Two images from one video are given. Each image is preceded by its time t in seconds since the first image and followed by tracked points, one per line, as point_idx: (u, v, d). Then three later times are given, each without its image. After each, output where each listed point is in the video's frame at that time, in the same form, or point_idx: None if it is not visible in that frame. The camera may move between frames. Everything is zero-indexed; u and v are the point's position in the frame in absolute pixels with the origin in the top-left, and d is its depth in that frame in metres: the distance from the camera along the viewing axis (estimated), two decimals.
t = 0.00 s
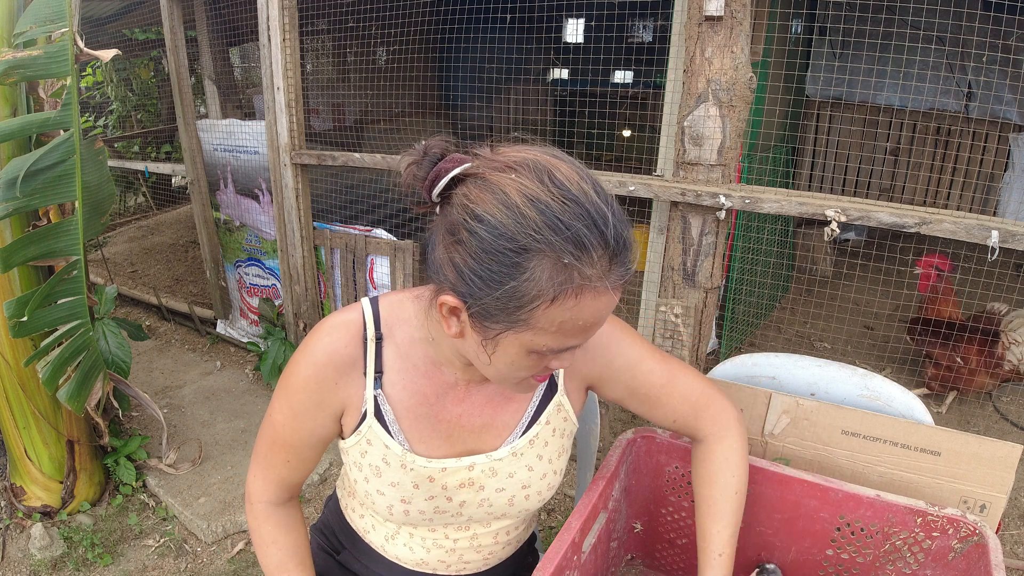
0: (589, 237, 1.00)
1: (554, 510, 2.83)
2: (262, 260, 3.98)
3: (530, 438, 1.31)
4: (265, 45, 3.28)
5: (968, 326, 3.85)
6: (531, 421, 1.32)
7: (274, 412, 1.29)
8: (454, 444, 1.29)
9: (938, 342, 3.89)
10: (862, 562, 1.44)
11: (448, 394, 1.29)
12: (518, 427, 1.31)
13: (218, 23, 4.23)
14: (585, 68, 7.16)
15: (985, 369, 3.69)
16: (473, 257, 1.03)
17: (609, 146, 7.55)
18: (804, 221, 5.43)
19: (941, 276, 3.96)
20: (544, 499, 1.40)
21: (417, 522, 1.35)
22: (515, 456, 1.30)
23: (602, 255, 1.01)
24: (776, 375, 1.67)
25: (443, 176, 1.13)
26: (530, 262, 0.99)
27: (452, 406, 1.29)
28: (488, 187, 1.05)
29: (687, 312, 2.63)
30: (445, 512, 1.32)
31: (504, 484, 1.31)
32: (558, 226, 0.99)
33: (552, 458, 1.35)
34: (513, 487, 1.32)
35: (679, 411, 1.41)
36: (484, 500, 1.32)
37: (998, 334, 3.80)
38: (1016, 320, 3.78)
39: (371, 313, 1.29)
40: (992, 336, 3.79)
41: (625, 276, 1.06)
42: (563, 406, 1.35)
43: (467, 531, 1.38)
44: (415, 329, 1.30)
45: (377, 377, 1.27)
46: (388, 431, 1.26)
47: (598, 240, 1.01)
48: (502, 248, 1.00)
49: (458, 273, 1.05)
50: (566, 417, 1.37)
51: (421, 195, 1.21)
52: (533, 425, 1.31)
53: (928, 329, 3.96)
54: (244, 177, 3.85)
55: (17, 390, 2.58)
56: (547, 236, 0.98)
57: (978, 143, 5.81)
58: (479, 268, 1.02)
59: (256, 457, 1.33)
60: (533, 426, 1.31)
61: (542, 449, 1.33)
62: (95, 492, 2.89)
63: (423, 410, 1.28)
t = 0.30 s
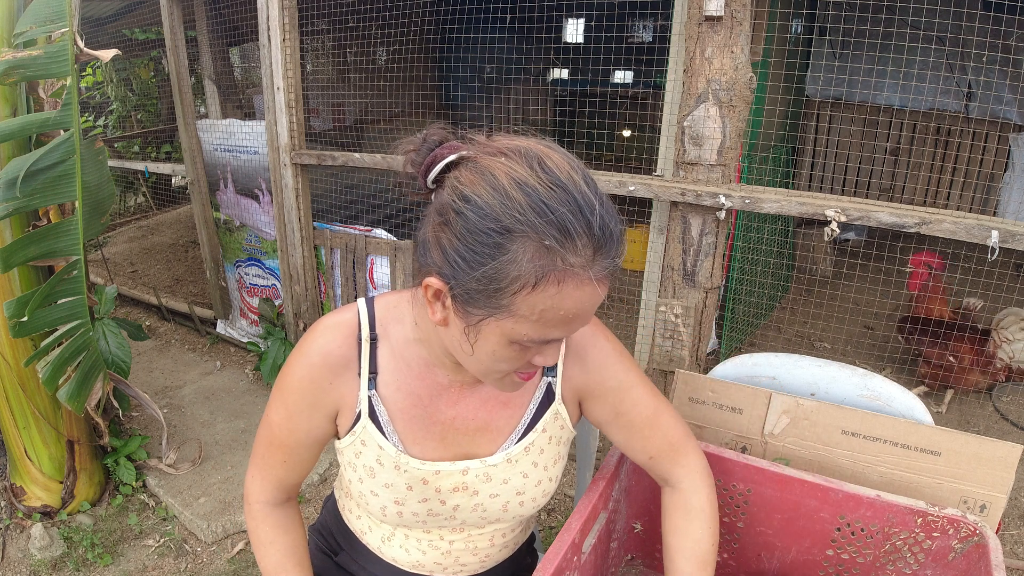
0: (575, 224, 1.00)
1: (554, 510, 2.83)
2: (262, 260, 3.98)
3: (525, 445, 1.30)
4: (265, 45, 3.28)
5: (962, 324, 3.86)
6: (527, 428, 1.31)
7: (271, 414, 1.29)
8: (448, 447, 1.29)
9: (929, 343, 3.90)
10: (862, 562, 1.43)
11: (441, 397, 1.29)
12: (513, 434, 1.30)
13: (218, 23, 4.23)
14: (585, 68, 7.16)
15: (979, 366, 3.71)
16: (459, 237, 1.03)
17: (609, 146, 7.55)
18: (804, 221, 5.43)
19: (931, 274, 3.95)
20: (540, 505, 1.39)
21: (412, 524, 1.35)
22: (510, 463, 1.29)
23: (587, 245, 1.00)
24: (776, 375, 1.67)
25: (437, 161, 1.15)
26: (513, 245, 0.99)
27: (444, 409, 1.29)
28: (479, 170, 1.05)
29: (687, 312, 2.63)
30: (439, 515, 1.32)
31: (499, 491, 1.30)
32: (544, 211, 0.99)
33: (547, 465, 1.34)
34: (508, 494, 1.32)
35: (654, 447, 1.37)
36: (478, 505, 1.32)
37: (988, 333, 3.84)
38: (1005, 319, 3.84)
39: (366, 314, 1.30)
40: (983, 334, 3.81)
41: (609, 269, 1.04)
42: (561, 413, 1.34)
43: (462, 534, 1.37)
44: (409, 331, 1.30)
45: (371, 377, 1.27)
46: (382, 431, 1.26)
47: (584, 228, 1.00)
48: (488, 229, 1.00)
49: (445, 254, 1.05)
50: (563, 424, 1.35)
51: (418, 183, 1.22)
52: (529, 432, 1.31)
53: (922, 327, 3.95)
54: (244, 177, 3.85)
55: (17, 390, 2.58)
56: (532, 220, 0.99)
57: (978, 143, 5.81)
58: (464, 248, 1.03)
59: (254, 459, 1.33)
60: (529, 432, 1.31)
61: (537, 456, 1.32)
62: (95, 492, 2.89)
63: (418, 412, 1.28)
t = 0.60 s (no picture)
0: (547, 184, 1.02)
1: (554, 510, 2.83)
2: (262, 260, 3.98)
3: (520, 432, 1.30)
4: (265, 46, 3.28)
5: (955, 322, 3.88)
6: (521, 415, 1.31)
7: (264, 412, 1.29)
8: (443, 437, 1.28)
9: (924, 343, 3.90)
10: (862, 562, 1.43)
11: (435, 386, 1.30)
12: (507, 421, 1.30)
13: (218, 23, 4.23)
14: (585, 68, 7.17)
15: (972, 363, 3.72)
16: (437, 206, 1.05)
17: (609, 146, 7.55)
18: (804, 221, 5.43)
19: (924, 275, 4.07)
20: (537, 495, 1.38)
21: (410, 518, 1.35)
22: (505, 450, 1.28)
23: (560, 205, 1.01)
24: (777, 375, 1.67)
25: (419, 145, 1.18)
26: (489, 205, 1.00)
27: (438, 398, 1.29)
28: (454, 142, 1.09)
29: (687, 312, 2.63)
30: (436, 506, 1.31)
31: (495, 479, 1.29)
32: (515, 171, 1.02)
33: (543, 453, 1.33)
34: (504, 481, 1.30)
35: (661, 412, 1.39)
36: (475, 495, 1.31)
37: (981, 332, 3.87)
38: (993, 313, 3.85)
39: (359, 309, 1.31)
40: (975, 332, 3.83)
41: (587, 229, 1.04)
42: (554, 399, 1.35)
43: (461, 527, 1.37)
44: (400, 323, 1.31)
45: (365, 369, 1.28)
46: (377, 423, 1.26)
47: (556, 188, 1.02)
48: (464, 192, 1.02)
49: (426, 224, 1.07)
50: (557, 412, 1.36)
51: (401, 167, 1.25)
52: (523, 419, 1.31)
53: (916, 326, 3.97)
54: (244, 177, 3.85)
55: (16, 390, 2.58)
56: (504, 180, 1.01)
57: (978, 143, 5.81)
58: (443, 214, 1.05)
59: (246, 459, 1.33)
60: (523, 419, 1.31)
61: (532, 444, 1.32)
62: (95, 492, 2.89)
63: (412, 403, 1.28)
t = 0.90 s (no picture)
0: (477, 123, 1.13)
1: (554, 510, 2.83)
2: (262, 260, 3.98)
3: (508, 402, 1.34)
4: (265, 46, 3.28)
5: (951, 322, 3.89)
6: (507, 385, 1.35)
7: (274, 409, 1.18)
8: (436, 413, 1.31)
9: (916, 342, 3.90)
10: (862, 562, 1.43)
11: (425, 363, 1.34)
12: (495, 392, 1.35)
13: (218, 23, 4.23)
14: (585, 68, 7.17)
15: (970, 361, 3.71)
16: (387, 166, 1.18)
17: (609, 146, 7.54)
18: (804, 221, 5.43)
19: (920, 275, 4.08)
20: (529, 468, 1.40)
21: (406, 502, 1.36)
22: (496, 420, 1.31)
23: (490, 137, 1.12)
24: (776, 375, 1.67)
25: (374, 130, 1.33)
26: (428, 147, 1.12)
27: (429, 374, 1.34)
28: (394, 109, 1.22)
29: (687, 312, 2.62)
30: (434, 482, 1.31)
31: (488, 450, 1.31)
32: (447, 118, 1.14)
33: (532, 424, 1.37)
34: (497, 452, 1.32)
35: (648, 347, 1.46)
36: (470, 468, 1.31)
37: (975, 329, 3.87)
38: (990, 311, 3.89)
39: (348, 296, 1.36)
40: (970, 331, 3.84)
41: (521, 158, 1.13)
42: (537, 369, 1.40)
43: (457, 510, 1.38)
44: (388, 306, 1.36)
45: (363, 350, 1.30)
46: (375, 402, 1.28)
47: (485, 125, 1.13)
48: (406, 142, 1.15)
49: (385, 185, 1.20)
50: (542, 382, 1.41)
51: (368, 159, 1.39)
52: (510, 389, 1.35)
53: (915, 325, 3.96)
54: (244, 177, 3.85)
55: (16, 390, 2.58)
56: (437, 124, 1.13)
57: (978, 143, 5.81)
58: (393, 170, 1.17)
59: (258, 476, 1.13)
60: (510, 389, 1.35)
61: (521, 414, 1.35)
62: (95, 492, 2.89)
63: (405, 380, 1.32)
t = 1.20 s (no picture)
0: (468, 101, 1.21)
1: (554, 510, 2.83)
2: (262, 260, 3.98)
3: (507, 381, 1.37)
4: (265, 46, 3.28)
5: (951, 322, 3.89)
6: (506, 365, 1.39)
7: (307, 390, 1.15)
8: (441, 394, 1.33)
9: (913, 342, 3.90)
10: (862, 562, 1.43)
11: (428, 346, 1.37)
12: (494, 372, 1.38)
13: (218, 23, 4.23)
14: (585, 68, 7.18)
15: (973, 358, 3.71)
16: (387, 148, 1.25)
17: (609, 146, 7.54)
18: (804, 221, 5.44)
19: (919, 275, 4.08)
20: (527, 447, 1.44)
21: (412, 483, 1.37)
22: (497, 399, 1.34)
23: (481, 112, 1.20)
24: (776, 374, 1.67)
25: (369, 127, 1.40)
26: (424, 122, 1.19)
27: (433, 356, 1.37)
28: (388, 99, 1.30)
29: (686, 312, 2.62)
30: (440, 462, 1.33)
31: (490, 428, 1.34)
32: (439, 97, 1.22)
33: (530, 402, 1.40)
34: (499, 430, 1.35)
35: (634, 333, 1.56)
36: (474, 447, 1.34)
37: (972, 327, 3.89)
38: (988, 310, 3.91)
39: (350, 284, 1.38)
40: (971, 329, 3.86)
41: (509, 129, 1.22)
42: (531, 350, 1.45)
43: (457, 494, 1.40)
44: (388, 293, 1.39)
45: (379, 328, 1.30)
46: (391, 379, 1.27)
47: (475, 102, 1.22)
48: (403, 121, 1.22)
49: (386, 167, 1.26)
50: (536, 363, 1.45)
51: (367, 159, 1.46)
52: (508, 368, 1.38)
53: (917, 325, 3.95)
54: (244, 177, 3.86)
55: (16, 390, 2.58)
56: (432, 104, 1.21)
57: (978, 143, 5.81)
58: (393, 151, 1.24)
59: (310, 457, 1.09)
60: (508, 368, 1.38)
61: (519, 392, 1.38)
62: (95, 492, 2.89)
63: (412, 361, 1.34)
